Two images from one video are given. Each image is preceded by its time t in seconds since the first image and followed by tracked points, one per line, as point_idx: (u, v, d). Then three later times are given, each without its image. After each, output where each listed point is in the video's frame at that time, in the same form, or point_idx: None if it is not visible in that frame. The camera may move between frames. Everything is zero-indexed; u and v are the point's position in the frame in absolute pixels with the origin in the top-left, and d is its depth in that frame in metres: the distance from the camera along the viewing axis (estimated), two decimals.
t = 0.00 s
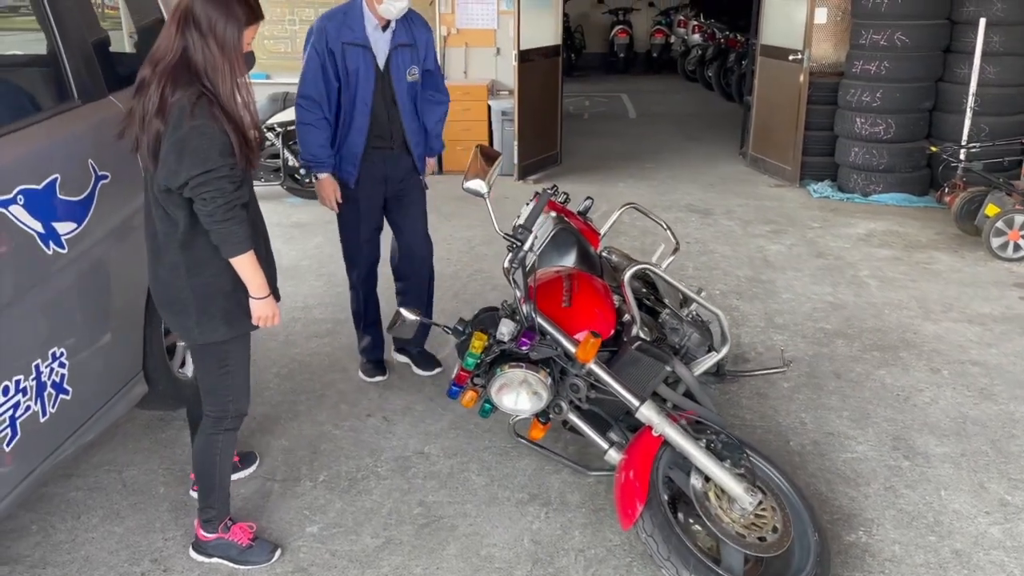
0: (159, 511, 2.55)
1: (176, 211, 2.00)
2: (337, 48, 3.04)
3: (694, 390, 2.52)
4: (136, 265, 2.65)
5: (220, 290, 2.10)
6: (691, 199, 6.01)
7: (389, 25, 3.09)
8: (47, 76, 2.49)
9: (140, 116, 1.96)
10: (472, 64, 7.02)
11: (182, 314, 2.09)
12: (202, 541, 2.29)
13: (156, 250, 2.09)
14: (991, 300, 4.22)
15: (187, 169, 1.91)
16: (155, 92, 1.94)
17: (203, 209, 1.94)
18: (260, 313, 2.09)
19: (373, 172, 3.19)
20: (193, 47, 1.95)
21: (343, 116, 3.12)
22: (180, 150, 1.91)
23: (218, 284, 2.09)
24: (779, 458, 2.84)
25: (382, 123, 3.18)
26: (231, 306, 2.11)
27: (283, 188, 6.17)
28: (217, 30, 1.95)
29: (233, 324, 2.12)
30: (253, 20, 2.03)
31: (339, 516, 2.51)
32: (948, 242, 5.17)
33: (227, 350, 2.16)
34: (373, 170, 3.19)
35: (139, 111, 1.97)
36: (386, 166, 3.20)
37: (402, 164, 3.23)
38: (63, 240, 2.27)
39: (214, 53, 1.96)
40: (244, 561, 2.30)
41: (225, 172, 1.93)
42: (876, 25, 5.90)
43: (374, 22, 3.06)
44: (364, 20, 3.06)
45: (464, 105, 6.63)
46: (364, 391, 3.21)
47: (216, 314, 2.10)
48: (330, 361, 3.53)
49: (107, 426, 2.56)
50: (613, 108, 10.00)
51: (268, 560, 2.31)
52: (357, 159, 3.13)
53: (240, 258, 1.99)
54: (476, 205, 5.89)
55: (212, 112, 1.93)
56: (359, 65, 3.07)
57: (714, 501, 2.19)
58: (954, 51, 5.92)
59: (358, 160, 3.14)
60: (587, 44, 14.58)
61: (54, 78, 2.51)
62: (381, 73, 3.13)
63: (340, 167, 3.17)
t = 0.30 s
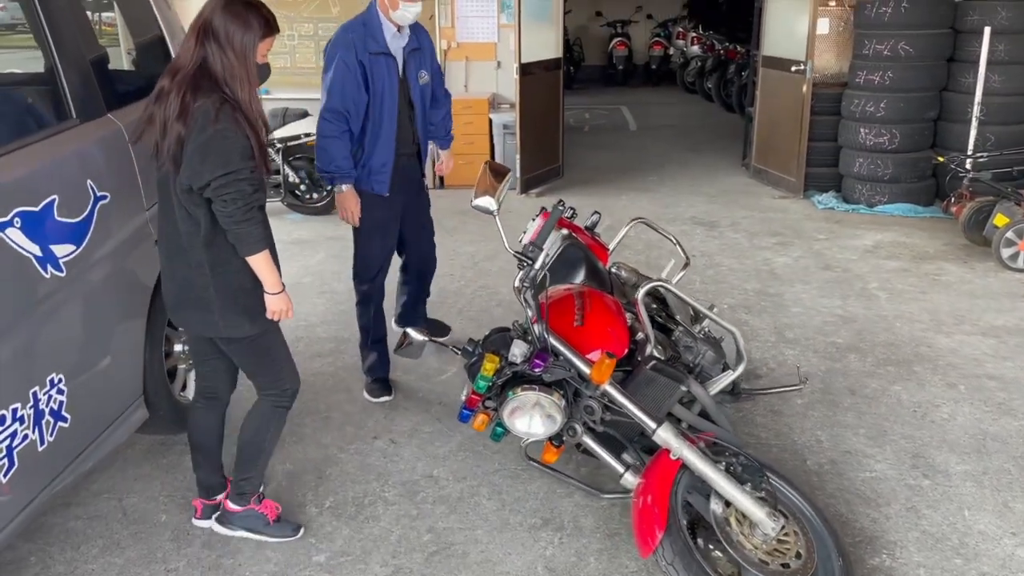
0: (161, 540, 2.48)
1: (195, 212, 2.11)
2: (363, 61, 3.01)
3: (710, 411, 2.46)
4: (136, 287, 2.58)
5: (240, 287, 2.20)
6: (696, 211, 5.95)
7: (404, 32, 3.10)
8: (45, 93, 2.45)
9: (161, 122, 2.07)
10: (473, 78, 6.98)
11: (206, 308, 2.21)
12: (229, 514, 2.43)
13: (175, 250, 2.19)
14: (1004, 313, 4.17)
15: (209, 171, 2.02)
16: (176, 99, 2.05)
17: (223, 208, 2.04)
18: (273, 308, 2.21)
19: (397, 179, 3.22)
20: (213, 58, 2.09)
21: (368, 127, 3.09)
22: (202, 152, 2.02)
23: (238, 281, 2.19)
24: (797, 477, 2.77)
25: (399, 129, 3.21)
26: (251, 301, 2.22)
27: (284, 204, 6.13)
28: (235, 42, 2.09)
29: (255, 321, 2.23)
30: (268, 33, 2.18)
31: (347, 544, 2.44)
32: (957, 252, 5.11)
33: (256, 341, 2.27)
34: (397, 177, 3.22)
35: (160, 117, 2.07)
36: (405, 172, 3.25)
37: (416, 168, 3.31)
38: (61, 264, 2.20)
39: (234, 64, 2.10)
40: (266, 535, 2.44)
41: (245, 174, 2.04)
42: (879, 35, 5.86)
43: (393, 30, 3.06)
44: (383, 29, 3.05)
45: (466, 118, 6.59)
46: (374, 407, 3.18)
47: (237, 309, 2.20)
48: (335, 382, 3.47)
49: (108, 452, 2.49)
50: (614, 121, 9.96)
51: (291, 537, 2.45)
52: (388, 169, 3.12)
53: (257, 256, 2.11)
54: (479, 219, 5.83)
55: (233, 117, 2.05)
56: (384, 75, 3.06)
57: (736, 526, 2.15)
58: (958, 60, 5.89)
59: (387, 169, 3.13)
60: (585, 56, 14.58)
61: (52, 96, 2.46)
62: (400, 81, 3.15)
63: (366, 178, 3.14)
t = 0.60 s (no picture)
0: None
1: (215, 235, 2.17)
2: (369, 76, 2.97)
3: (700, 436, 2.37)
4: (100, 322, 2.46)
5: (257, 308, 2.27)
6: (667, 228, 5.93)
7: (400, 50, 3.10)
8: None
9: (180, 146, 2.12)
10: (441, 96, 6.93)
11: (219, 331, 2.25)
12: (306, 485, 2.73)
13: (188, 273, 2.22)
14: (978, 325, 4.18)
15: (235, 193, 2.08)
16: (197, 123, 2.11)
17: (247, 228, 2.11)
18: (297, 327, 2.28)
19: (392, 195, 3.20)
20: (231, 85, 2.17)
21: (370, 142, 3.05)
22: (227, 174, 2.08)
23: (255, 301, 2.27)
24: (786, 501, 2.72)
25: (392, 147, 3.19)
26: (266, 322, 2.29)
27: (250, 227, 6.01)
28: (252, 70, 2.18)
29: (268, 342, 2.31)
30: (280, 63, 2.28)
31: None
32: (927, 264, 5.14)
33: (265, 363, 2.37)
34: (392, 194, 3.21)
35: (178, 140, 2.12)
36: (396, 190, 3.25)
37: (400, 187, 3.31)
38: (18, 300, 2.08)
39: (251, 90, 2.18)
40: (339, 489, 2.77)
41: (269, 195, 2.12)
42: (844, 50, 5.91)
43: (392, 47, 3.05)
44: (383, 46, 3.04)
45: (435, 137, 6.56)
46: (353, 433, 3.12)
47: (252, 331, 2.27)
48: (308, 413, 3.35)
49: (70, 498, 2.36)
50: (580, 137, 9.96)
51: (361, 483, 2.81)
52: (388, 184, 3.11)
53: (277, 278, 2.17)
54: (450, 239, 5.75)
55: (256, 141, 2.12)
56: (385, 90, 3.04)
57: (733, 559, 2.06)
58: (921, 75, 5.96)
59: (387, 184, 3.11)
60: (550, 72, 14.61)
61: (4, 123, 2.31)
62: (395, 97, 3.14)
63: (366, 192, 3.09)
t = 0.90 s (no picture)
0: None
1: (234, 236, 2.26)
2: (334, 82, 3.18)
3: (663, 454, 2.34)
4: (33, 350, 2.32)
5: (268, 309, 2.35)
6: (614, 241, 5.95)
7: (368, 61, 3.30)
8: None
9: (204, 149, 2.20)
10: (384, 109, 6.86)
11: (231, 331, 2.33)
12: (260, 510, 2.64)
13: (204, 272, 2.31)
14: (920, 334, 4.28)
15: (261, 199, 2.19)
16: (223, 128, 2.19)
17: (269, 233, 2.23)
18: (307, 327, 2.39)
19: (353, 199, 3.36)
20: (256, 93, 2.26)
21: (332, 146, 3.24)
22: (253, 180, 2.18)
23: (266, 303, 2.35)
24: (745, 515, 2.72)
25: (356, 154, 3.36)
26: (275, 323, 2.36)
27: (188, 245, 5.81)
28: (276, 80, 2.27)
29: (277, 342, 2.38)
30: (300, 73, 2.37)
31: None
32: (868, 274, 5.26)
33: (271, 363, 2.43)
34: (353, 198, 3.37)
35: (203, 143, 2.20)
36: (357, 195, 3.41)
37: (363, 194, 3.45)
38: None
39: (275, 98, 2.26)
40: (295, 516, 2.67)
41: (290, 202, 2.24)
42: (782, 66, 6.02)
43: (359, 58, 3.25)
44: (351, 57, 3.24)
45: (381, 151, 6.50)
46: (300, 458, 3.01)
47: (266, 331, 2.36)
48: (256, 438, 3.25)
49: (3, 538, 2.22)
50: (524, 150, 9.98)
51: (317, 515, 2.71)
52: (347, 186, 3.27)
53: (294, 279, 2.29)
54: (396, 254, 5.67)
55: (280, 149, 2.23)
56: (351, 97, 3.24)
57: None
58: (857, 90, 6.11)
59: (346, 186, 3.27)
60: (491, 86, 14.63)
61: None
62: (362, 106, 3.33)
63: (324, 194, 3.26)
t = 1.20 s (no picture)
0: None
1: (223, 232, 2.20)
2: (308, 99, 3.16)
3: (635, 461, 2.32)
4: None
5: (259, 307, 2.29)
6: (565, 247, 5.95)
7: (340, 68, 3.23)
8: None
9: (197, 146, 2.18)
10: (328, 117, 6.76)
11: (221, 328, 2.28)
12: (219, 528, 2.54)
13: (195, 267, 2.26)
14: (870, 332, 4.36)
15: (246, 196, 2.14)
16: (214, 125, 2.15)
17: (256, 231, 2.17)
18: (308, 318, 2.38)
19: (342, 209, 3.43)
20: (251, 92, 2.21)
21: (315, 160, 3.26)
22: (239, 176, 2.13)
23: (259, 301, 2.29)
24: (714, 519, 2.72)
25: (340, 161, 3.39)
26: (267, 322, 2.30)
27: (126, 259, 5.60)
28: (273, 79, 2.22)
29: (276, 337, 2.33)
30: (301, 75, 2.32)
31: None
32: (815, 275, 5.35)
33: (266, 362, 2.37)
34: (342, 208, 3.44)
35: (196, 140, 2.18)
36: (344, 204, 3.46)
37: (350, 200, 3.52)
38: None
39: (271, 96, 2.21)
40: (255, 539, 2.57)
41: (278, 200, 2.18)
42: (725, 71, 6.10)
43: (331, 67, 3.19)
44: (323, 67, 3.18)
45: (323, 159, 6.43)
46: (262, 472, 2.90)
47: (259, 328, 2.29)
48: (209, 459, 3.13)
49: None
50: (469, 157, 9.94)
51: (278, 536, 2.60)
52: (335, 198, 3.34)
53: (291, 275, 2.26)
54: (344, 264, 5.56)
55: (269, 147, 2.17)
56: (327, 109, 3.21)
57: None
58: (798, 94, 6.21)
59: (334, 198, 3.33)
60: (432, 93, 14.58)
61: None
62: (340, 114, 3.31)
63: (313, 208, 3.33)
